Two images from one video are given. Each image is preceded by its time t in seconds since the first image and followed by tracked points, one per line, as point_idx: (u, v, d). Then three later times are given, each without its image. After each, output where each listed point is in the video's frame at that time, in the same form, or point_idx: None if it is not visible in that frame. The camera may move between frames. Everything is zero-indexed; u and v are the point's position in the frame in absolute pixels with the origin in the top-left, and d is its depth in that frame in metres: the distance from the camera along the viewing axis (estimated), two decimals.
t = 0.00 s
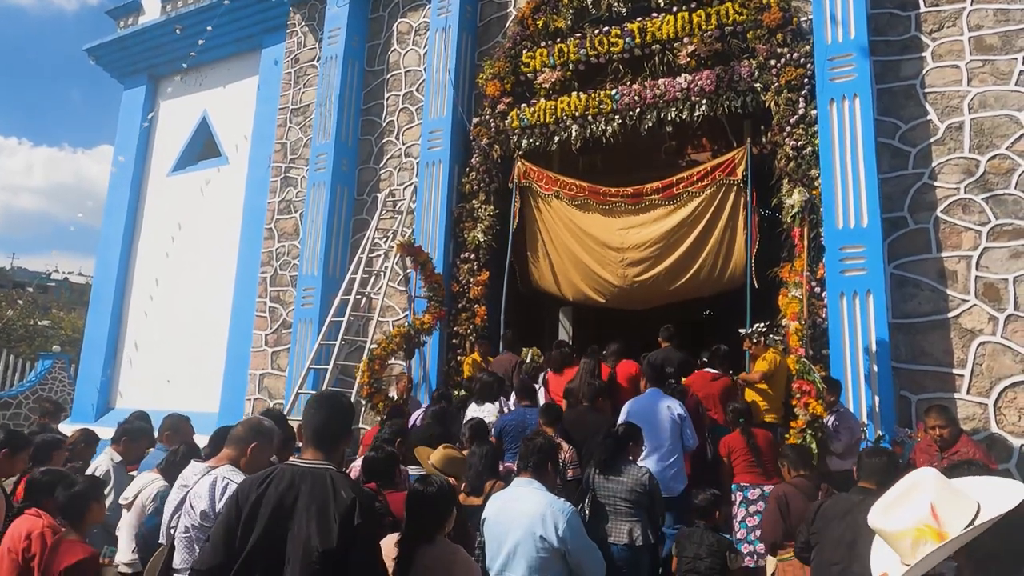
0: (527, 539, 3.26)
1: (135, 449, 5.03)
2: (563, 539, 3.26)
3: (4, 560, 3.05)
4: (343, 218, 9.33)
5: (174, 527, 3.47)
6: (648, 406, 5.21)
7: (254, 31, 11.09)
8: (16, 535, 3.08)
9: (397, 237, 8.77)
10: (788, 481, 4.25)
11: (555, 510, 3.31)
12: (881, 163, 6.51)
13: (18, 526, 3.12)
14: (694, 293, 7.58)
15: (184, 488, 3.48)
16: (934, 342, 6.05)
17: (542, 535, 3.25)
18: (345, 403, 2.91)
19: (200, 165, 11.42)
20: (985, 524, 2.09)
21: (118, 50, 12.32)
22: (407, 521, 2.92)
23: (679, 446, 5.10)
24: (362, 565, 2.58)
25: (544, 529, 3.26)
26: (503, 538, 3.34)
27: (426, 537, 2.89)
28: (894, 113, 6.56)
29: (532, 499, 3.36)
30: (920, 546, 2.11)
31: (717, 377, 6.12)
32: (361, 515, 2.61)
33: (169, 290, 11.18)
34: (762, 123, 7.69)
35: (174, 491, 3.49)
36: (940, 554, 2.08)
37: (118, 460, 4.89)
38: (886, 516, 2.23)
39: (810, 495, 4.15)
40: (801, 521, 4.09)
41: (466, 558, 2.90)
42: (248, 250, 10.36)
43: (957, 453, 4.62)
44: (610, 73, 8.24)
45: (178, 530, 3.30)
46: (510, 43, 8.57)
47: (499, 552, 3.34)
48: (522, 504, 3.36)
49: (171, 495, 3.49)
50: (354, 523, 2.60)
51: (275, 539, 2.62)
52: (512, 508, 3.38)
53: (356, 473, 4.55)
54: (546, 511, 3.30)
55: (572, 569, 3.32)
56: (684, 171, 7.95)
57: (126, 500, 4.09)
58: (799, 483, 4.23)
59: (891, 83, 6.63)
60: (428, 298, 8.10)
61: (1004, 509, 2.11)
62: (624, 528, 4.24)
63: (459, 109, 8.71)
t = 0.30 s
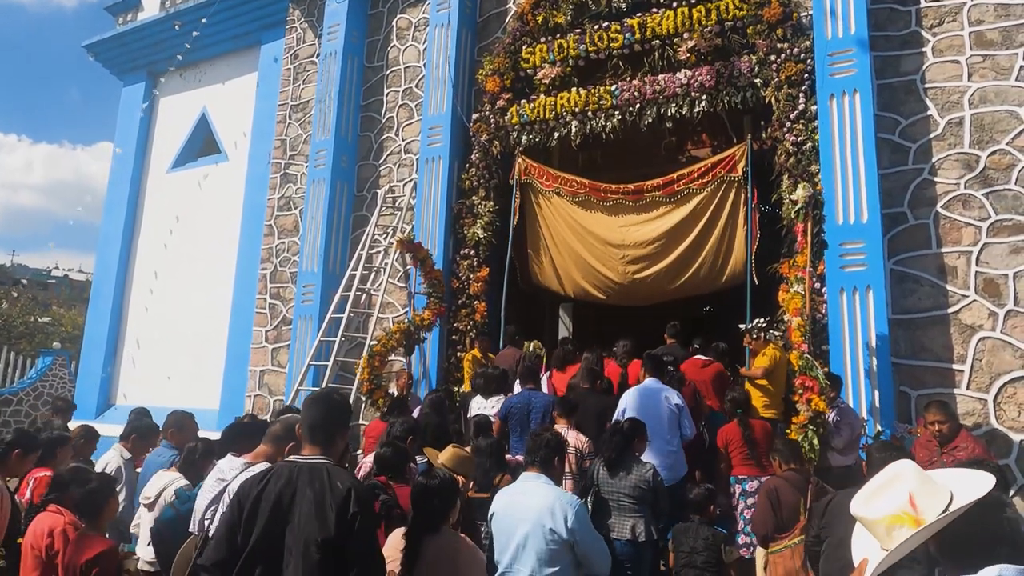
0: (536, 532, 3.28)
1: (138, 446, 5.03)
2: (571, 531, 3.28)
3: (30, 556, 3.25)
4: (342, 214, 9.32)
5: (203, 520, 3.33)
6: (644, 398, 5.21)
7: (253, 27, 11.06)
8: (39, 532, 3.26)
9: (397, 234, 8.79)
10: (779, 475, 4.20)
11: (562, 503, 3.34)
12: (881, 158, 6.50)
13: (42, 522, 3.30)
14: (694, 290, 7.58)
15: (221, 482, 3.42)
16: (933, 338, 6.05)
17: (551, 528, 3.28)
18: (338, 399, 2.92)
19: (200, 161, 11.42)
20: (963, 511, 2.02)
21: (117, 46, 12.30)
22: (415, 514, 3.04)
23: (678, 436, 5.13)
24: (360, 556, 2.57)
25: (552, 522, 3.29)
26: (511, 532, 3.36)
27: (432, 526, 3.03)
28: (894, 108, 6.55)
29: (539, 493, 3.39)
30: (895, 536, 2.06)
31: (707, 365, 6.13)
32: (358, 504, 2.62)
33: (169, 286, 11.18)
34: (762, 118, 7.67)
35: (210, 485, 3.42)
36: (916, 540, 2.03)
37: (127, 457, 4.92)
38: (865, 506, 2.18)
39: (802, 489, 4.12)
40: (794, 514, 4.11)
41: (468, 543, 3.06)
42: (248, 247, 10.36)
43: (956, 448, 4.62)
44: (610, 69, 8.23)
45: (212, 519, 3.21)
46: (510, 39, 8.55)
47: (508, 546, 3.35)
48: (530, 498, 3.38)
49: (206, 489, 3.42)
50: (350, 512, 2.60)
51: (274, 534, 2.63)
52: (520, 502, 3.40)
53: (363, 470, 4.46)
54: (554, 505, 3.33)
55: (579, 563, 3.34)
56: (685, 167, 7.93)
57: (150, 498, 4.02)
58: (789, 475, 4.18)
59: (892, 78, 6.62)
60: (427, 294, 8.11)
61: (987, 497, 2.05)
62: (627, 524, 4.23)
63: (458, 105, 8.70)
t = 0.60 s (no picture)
0: (560, 531, 3.28)
1: (140, 444, 5.03)
2: (596, 530, 3.29)
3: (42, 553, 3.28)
4: (341, 212, 9.31)
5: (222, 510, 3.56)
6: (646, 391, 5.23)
7: (251, 23, 11.04)
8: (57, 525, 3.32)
9: (396, 231, 8.80)
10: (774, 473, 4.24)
11: (586, 502, 3.33)
12: (880, 155, 6.50)
13: (57, 519, 3.34)
14: (694, 288, 7.59)
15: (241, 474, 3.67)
16: (932, 334, 6.06)
17: (576, 527, 3.28)
18: (327, 392, 2.92)
19: (198, 159, 11.41)
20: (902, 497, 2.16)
21: (115, 43, 12.28)
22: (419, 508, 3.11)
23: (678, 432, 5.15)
24: (354, 541, 2.62)
25: (577, 520, 3.29)
26: (534, 528, 3.35)
27: (435, 517, 3.10)
28: (893, 105, 6.55)
29: (562, 492, 3.39)
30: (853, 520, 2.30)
31: (707, 360, 6.16)
32: (348, 490, 2.66)
33: (169, 285, 11.17)
34: (761, 115, 7.67)
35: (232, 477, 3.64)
36: (869, 524, 2.23)
37: (132, 452, 4.96)
38: (828, 497, 2.42)
39: (796, 486, 4.17)
40: (789, 510, 4.09)
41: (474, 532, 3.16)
42: (248, 244, 10.36)
43: (954, 444, 4.64)
44: (609, 65, 8.22)
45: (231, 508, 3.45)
46: (508, 36, 8.54)
47: (529, 544, 3.34)
48: (554, 496, 3.38)
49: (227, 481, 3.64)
50: (341, 499, 2.65)
51: (272, 526, 2.66)
52: (544, 499, 3.39)
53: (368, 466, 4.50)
54: (579, 503, 3.33)
55: (600, 562, 3.34)
56: (684, 164, 7.93)
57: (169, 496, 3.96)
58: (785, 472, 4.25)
59: (890, 74, 6.62)
60: (426, 291, 8.13)
61: (930, 486, 2.14)
62: (631, 521, 4.23)
63: (457, 102, 8.69)
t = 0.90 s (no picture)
0: (594, 528, 3.27)
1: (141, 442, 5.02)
2: (629, 527, 3.29)
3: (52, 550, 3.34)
4: (339, 210, 9.31)
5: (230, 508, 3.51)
6: (641, 395, 5.24)
7: (249, 22, 11.02)
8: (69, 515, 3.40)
9: (394, 229, 8.79)
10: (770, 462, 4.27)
11: (619, 500, 3.33)
12: (878, 153, 6.50)
13: (67, 517, 3.41)
14: (693, 286, 7.59)
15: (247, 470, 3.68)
16: (930, 332, 6.06)
17: (609, 524, 3.28)
18: (327, 391, 2.99)
19: (196, 157, 11.39)
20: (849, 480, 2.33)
21: (112, 41, 12.25)
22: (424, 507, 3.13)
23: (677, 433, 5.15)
24: (343, 537, 2.70)
25: (611, 518, 3.29)
26: (565, 525, 3.35)
27: (443, 511, 3.12)
28: (890, 103, 6.55)
29: (595, 489, 3.38)
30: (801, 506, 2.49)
31: (711, 360, 6.14)
32: (337, 487, 2.74)
33: (168, 283, 11.15)
34: (759, 113, 7.66)
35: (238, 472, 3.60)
36: (820, 505, 2.40)
37: (134, 450, 4.91)
38: (782, 484, 2.59)
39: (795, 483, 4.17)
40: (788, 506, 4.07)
41: (477, 528, 3.16)
42: (246, 242, 10.35)
43: (952, 442, 4.66)
44: (607, 63, 8.21)
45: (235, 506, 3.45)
46: (506, 34, 8.53)
47: (559, 540, 3.34)
48: (585, 494, 3.37)
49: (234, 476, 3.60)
50: (330, 496, 2.72)
51: (266, 523, 2.75)
52: (575, 495, 3.38)
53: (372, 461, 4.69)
54: (613, 500, 3.33)
55: (630, 559, 3.34)
56: (682, 162, 7.93)
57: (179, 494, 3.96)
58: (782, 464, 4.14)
59: (888, 73, 6.62)
60: (424, 290, 8.13)
61: (873, 469, 2.28)
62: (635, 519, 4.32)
63: (455, 100, 8.68)
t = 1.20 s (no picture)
0: (611, 525, 3.28)
1: (139, 441, 5.02)
2: (646, 525, 3.30)
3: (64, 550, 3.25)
4: (336, 210, 9.30)
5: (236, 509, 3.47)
6: (647, 376, 5.62)
7: (246, 20, 11.00)
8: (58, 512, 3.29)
9: (391, 228, 8.78)
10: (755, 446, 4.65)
11: (636, 498, 3.34)
12: (874, 152, 6.51)
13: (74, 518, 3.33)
14: (689, 285, 7.59)
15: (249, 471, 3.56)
16: (926, 331, 6.08)
17: (627, 522, 3.28)
18: (336, 394, 3.07)
19: (192, 156, 11.37)
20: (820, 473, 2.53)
21: (108, 39, 12.23)
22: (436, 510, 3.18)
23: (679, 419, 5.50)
24: (342, 537, 2.77)
25: (628, 516, 3.29)
26: (581, 522, 3.36)
27: (461, 514, 3.20)
28: (886, 102, 6.57)
29: (612, 487, 3.39)
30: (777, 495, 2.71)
31: (707, 361, 6.19)
32: (340, 488, 2.81)
33: (164, 283, 11.15)
34: (756, 112, 7.67)
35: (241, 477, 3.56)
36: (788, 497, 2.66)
37: (130, 450, 4.96)
38: (756, 478, 2.87)
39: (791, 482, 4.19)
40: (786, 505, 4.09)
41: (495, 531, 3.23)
42: (243, 242, 10.33)
43: (949, 441, 4.68)
44: (604, 62, 8.21)
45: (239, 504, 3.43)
46: (503, 33, 8.54)
47: (576, 537, 3.35)
48: (601, 491, 3.38)
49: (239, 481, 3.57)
50: (333, 496, 2.80)
51: (270, 520, 2.85)
52: (592, 493, 3.39)
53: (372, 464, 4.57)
54: (631, 499, 3.33)
55: (645, 557, 3.35)
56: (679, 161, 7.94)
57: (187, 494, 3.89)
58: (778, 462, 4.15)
59: (884, 72, 6.64)
60: (421, 289, 8.15)
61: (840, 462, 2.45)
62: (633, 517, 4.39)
63: (452, 99, 8.68)
